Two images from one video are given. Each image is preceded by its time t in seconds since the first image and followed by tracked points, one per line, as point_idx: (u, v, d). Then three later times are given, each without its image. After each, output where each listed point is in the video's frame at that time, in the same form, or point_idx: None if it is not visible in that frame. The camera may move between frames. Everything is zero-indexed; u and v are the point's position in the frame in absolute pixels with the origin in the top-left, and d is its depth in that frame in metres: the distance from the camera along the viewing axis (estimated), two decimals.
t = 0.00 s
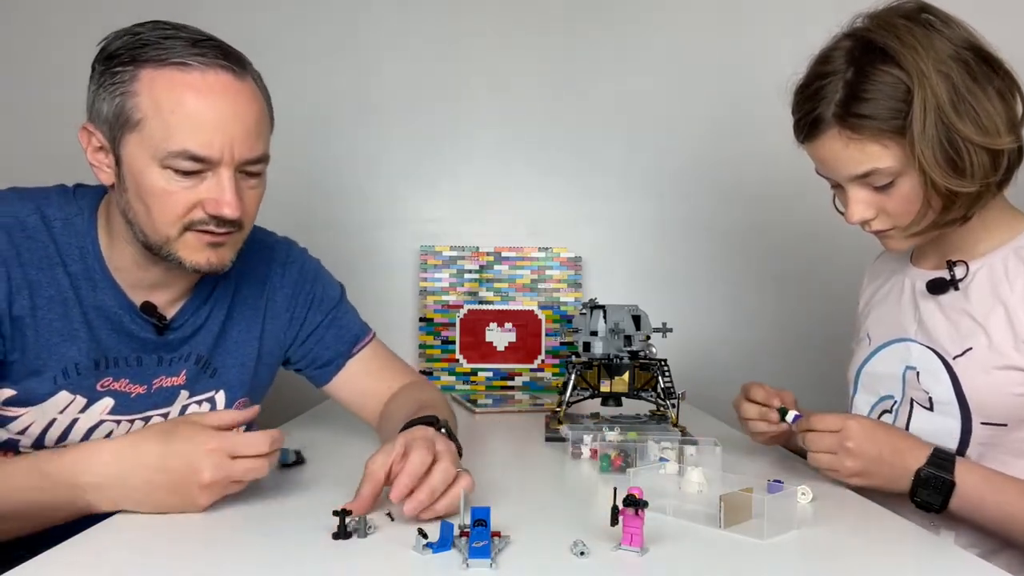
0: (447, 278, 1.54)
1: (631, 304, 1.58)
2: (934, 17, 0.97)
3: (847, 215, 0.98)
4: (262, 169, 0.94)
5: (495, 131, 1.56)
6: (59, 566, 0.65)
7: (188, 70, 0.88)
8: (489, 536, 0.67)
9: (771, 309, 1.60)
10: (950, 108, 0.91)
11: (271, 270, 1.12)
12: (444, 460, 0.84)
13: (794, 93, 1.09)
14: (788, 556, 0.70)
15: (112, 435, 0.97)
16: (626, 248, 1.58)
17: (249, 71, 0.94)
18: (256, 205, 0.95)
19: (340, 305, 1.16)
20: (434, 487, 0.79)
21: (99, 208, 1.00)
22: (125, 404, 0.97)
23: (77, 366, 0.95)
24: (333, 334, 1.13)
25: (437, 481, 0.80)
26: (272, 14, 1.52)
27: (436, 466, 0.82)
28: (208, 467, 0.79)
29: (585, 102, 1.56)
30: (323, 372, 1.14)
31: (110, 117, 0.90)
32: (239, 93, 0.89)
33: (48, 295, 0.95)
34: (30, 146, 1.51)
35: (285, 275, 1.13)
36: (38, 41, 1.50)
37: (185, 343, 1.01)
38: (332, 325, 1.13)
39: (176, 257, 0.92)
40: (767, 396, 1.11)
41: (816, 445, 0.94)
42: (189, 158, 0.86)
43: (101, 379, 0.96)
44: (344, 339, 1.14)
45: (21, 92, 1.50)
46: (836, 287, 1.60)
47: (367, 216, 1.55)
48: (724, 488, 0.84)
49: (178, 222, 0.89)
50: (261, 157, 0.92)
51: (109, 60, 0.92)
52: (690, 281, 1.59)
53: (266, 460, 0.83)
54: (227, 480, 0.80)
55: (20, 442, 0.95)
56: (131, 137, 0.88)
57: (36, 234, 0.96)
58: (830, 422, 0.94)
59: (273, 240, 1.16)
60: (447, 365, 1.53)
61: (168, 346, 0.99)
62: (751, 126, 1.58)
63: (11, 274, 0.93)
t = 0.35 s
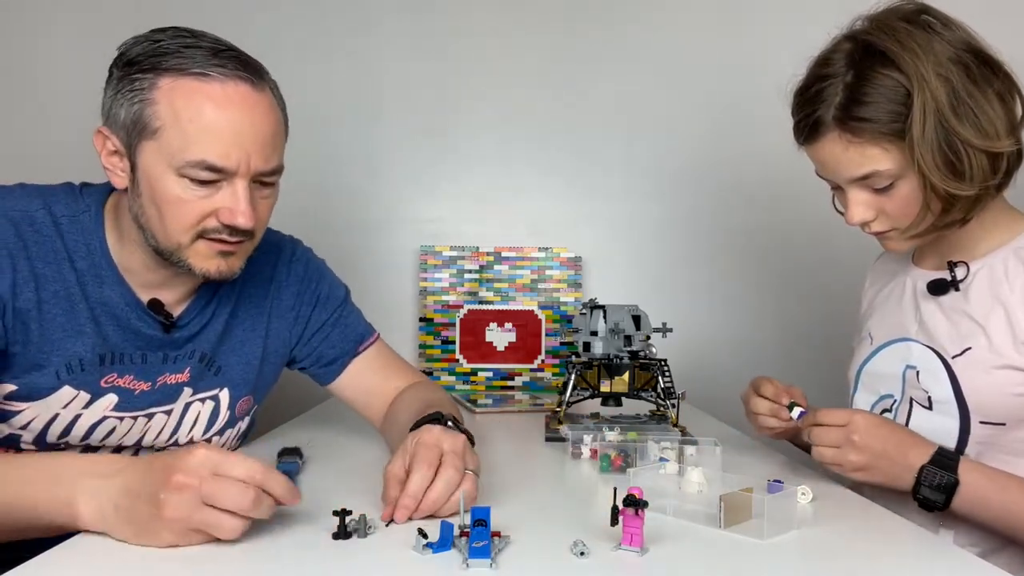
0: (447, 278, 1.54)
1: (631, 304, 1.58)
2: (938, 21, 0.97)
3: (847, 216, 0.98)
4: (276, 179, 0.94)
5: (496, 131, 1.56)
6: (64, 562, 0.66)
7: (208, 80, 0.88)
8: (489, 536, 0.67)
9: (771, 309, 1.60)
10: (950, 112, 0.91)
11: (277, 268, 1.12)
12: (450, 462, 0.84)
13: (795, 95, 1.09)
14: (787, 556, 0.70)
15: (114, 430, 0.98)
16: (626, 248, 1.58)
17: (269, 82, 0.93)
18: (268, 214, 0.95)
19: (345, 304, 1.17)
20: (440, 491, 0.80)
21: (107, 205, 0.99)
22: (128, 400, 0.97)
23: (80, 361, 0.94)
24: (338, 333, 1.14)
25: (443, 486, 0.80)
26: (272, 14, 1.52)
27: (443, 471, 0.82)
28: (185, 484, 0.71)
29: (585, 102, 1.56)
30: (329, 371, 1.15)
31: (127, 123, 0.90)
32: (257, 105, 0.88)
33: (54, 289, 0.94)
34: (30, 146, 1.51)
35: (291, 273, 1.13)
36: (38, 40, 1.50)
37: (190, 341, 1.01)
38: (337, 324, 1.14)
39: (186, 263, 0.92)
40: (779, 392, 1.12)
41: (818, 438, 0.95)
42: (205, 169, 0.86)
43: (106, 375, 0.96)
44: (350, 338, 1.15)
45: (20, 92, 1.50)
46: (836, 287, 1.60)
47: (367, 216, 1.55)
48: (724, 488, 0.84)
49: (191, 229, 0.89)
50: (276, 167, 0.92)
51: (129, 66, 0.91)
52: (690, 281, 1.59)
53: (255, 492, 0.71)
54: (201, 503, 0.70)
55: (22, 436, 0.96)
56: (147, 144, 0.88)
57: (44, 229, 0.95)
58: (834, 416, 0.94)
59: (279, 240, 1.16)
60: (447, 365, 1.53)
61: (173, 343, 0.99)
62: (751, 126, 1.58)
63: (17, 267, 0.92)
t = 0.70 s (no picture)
0: (447, 278, 1.54)
1: (631, 304, 1.58)
2: (934, 21, 0.97)
3: (847, 216, 0.98)
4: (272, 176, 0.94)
5: (496, 131, 1.56)
6: (70, 562, 0.66)
7: (200, 78, 0.88)
8: (489, 536, 0.67)
9: (771, 309, 1.60)
10: (950, 112, 0.91)
11: (279, 268, 1.12)
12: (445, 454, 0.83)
13: (795, 96, 1.09)
14: (787, 556, 0.70)
15: (120, 432, 0.98)
16: (626, 248, 1.58)
17: (261, 79, 0.93)
18: (265, 212, 0.95)
19: (346, 304, 1.17)
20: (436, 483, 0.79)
21: (106, 203, 0.99)
22: (133, 402, 0.97)
23: (84, 361, 0.94)
24: (338, 331, 1.14)
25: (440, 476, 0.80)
26: (272, 14, 1.52)
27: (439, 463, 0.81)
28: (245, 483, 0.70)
29: (585, 102, 1.56)
30: (328, 368, 1.15)
31: (120, 122, 0.90)
32: (251, 102, 0.88)
33: (58, 286, 0.94)
34: (30, 146, 1.51)
35: (293, 272, 1.13)
36: (38, 40, 1.50)
37: (190, 340, 1.01)
38: (338, 323, 1.15)
39: (183, 261, 0.92)
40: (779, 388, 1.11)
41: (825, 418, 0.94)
42: (199, 168, 0.86)
43: (111, 376, 0.96)
44: (350, 336, 1.15)
45: (20, 92, 1.50)
46: (836, 287, 1.60)
47: (367, 217, 1.55)
48: (724, 488, 0.84)
49: (187, 229, 0.89)
50: (271, 166, 0.92)
51: (120, 65, 0.91)
52: (690, 281, 1.59)
53: (310, 496, 0.69)
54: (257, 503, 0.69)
55: (28, 438, 0.96)
56: (141, 143, 0.88)
57: (48, 226, 0.95)
58: (841, 401, 0.94)
59: (279, 239, 1.16)
60: (447, 365, 1.53)
61: (173, 343, 0.99)
62: (752, 126, 1.58)
63: (27, 262, 0.92)
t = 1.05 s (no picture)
0: (447, 278, 1.54)
1: (631, 304, 1.59)
2: (933, 21, 0.97)
3: (847, 217, 0.98)
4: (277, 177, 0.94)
5: (496, 131, 1.56)
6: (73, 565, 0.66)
7: (207, 78, 0.88)
8: (489, 536, 0.67)
9: (771, 309, 1.60)
10: (949, 112, 0.91)
11: (276, 267, 1.12)
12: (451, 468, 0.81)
13: (794, 97, 1.09)
14: (787, 556, 0.70)
15: (124, 431, 0.98)
16: (627, 248, 1.58)
17: (269, 81, 0.93)
18: (269, 212, 0.95)
19: (342, 302, 1.16)
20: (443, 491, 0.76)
21: (114, 203, 1.00)
22: (136, 401, 0.97)
23: (89, 359, 0.94)
24: (330, 328, 1.13)
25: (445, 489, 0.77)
26: (272, 14, 1.52)
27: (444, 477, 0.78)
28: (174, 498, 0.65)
29: (586, 102, 1.56)
30: (317, 365, 1.14)
31: (128, 122, 0.90)
32: (257, 104, 0.88)
33: (66, 285, 0.94)
34: (30, 146, 1.51)
35: (291, 270, 1.13)
36: (38, 40, 1.50)
37: (195, 341, 1.01)
38: (331, 320, 1.14)
39: (188, 260, 0.92)
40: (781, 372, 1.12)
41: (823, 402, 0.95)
42: (205, 167, 0.86)
43: (116, 374, 0.96)
44: (342, 332, 1.14)
45: (20, 92, 1.50)
46: (836, 288, 1.60)
47: (367, 217, 1.55)
48: (723, 488, 0.84)
49: (191, 227, 0.89)
50: (277, 166, 0.92)
51: (131, 64, 0.91)
52: (690, 281, 1.59)
53: (232, 521, 0.64)
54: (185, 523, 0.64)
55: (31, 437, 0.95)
56: (148, 142, 0.88)
57: (55, 225, 0.96)
58: (844, 389, 0.93)
59: (278, 239, 1.16)
60: (447, 365, 1.53)
61: (178, 342, 0.99)
62: (752, 127, 1.58)
63: (34, 261, 0.92)
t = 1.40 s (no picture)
0: (447, 278, 1.54)
1: (631, 305, 1.59)
2: (937, 20, 0.96)
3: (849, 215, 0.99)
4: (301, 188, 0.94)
5: (496, 131, 1.56)
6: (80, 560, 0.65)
7: (242, 88, 0.88)
8: (490, 536, 0.68)
9: (771, 309, 1.60)
10: (948, 111, 0.91)
11: (288, 268, 1.13)
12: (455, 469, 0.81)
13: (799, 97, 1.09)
14: (788, 555, 0.70)
15: (129, 427, 0.97)
16: (626, 248, 1.58)
17: (299, 95, 0.94)
18: (291, 223, 0.95)
19: (353, 302, 1.17)
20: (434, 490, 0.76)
21: (133, 207, 1.00)
22: (144, 396, 0.97)
23: (100, 359, 0.94)
24: (344, 328, 1.14)
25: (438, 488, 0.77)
26: (272, 14, 1.52)
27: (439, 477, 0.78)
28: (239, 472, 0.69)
29: (586, 102, 1.56)
30: (330, 365, 1.14)
31: (161, 126, 0.91)
32: (287, 115, 0.89)
33: (85, 286, 0.94)
34: (30, 144, 1.51)
35: (302, 270, 1.14)
36: (38, 40, 1.50)
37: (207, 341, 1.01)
38: (344, 320, 1.15)
39: (208, 265, 0.92)
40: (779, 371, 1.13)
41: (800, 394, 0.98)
42: (232, 174, 0.87)
43: (125, 372, 0.96)
44: (356, 334, 1.15)
45: (19, 92, 1.50)
46: (835, 288, 1.61)
47: (367, 217, 1.55)
48: (725, 487, 0.84)
49: (213, 233, 0.89)
50: (303, 178, 0.92)
51: (167, 71, 0.92)
52: (690, 282, 1.59)
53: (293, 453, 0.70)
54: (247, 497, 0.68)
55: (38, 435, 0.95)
56: (180, 147, 0.89)
57: (76, 226, 0.96)
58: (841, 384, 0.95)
59: (292, 240, 1.17)
60: (447, 365, 1.53)
61: (193, 344, 0.99)
62: (752, 127, 1.58)
63: (54, 260, 0.91)
